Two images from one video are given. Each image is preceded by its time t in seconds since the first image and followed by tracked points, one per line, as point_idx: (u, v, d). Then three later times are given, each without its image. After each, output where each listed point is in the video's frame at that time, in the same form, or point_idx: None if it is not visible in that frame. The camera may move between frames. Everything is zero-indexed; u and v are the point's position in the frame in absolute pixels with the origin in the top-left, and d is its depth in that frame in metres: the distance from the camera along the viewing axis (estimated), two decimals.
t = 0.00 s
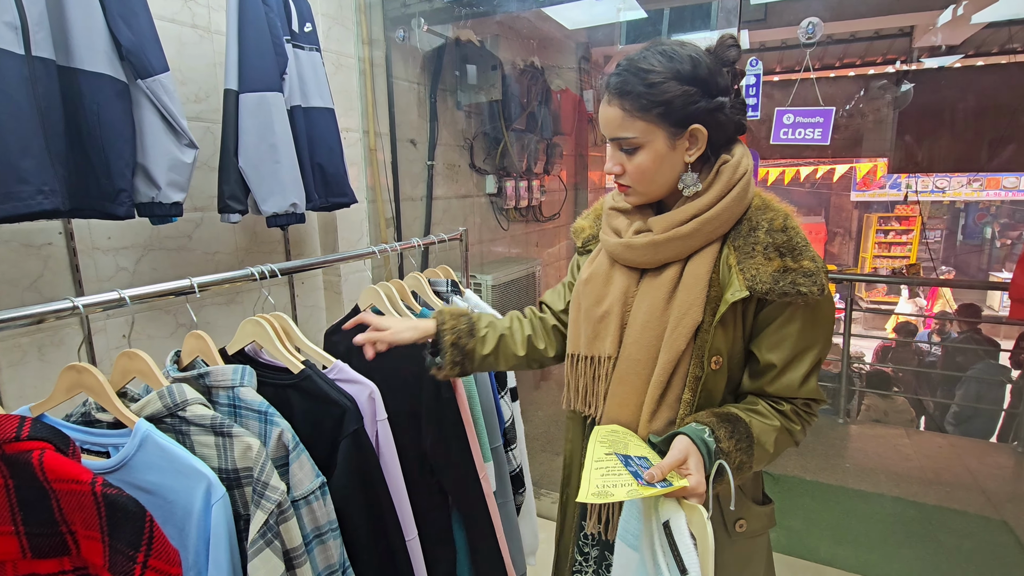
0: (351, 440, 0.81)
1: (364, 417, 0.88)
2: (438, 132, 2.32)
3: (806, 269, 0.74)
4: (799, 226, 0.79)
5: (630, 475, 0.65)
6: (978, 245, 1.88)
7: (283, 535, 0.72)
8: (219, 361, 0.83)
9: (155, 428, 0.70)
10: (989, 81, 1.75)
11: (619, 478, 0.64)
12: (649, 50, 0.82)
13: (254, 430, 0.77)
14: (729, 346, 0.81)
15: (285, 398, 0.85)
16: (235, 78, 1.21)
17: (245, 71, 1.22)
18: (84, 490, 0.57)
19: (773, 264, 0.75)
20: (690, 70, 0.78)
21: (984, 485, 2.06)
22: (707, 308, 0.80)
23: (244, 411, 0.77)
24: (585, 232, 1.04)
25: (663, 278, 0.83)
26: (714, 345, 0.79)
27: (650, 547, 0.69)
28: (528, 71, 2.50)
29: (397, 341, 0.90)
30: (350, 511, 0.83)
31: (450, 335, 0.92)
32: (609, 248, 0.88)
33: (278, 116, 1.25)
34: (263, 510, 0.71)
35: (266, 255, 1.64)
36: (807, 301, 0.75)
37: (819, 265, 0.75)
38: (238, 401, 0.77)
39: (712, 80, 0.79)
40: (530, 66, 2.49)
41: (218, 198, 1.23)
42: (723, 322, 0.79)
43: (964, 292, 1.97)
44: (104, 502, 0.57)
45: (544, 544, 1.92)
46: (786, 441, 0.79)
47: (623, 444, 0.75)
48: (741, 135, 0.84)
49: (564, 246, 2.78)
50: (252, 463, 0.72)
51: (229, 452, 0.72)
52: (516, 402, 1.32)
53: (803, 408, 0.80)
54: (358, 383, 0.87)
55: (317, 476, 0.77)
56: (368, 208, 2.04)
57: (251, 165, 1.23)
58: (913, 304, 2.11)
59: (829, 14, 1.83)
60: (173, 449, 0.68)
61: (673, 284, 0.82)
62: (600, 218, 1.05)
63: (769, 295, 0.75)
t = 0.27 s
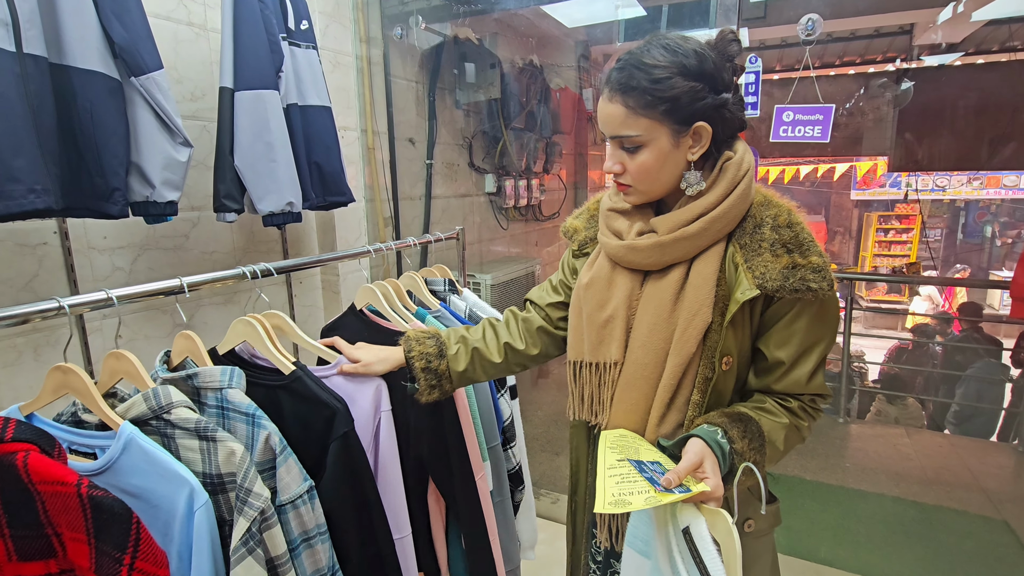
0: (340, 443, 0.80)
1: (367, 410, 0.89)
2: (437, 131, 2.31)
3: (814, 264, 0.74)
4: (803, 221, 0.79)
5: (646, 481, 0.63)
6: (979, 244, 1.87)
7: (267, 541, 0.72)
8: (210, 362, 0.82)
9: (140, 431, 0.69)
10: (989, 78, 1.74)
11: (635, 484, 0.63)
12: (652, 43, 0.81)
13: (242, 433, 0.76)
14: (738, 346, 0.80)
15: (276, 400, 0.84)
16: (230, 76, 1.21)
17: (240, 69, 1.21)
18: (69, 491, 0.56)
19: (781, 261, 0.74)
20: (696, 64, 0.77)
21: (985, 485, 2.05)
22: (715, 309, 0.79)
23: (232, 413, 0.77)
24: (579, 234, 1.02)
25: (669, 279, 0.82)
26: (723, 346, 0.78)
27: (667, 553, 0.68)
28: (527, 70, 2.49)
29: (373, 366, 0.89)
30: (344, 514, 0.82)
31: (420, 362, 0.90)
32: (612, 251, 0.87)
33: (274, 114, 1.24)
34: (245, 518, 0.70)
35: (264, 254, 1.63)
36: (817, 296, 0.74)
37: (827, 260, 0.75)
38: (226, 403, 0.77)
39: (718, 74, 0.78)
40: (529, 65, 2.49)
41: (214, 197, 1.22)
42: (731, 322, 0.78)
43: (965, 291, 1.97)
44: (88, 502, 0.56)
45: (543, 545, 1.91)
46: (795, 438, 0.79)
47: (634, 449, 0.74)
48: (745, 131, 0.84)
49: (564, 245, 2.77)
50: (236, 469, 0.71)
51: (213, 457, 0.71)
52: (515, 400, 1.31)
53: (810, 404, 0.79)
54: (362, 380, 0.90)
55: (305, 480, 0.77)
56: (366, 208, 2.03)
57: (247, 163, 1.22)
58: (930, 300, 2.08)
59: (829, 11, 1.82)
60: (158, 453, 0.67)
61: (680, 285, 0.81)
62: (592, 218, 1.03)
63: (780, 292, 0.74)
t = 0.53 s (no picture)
0: (344, 445, 0.79)
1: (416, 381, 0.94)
2: (435, 131, 2.30)
3: (813, 271, 0.73)
4: (806, 226, 0.78)
5: (636, 491, 0.64)
6: (975, 242, 1.87)
7: (262, 552, 0.70)
8: (209, 365, 0.82)
9: (137, 438, 0.69)
10: (986, 76, 1.74)
11: (625, 495, 0.63)
12: (647, 44, 0.80)
13: (245, 437, 0.76)
14: (735, 351, 0.80)
15: (278, 401, 0.84)
16: (227, 77, 1.20)
17: (236, 70, 1.20)
18: (64, 501, 0.56)
19: (780, 266, 0.74)
20: (691, 66, 0.76)
21: (984, 482, 2.06)
22: (712, 313, 0.79)
23: (232, 417, 0.76)
24: (586, 234, 1.02)
25: (664, 283, 0.82)
26: (718, 350, 0.77)
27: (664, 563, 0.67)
28: (525, 69, 2.48)
29: (417, 350, 0.94)
30: (346, 517, 0.82)
31: (458, 348, 0.96)
32: (611, 252, 0.87)
33: (272, 114, 1.23)
34: (241, 527, 0.69)
35: (262, 255, 1.62)
36: (816, 303, 0.73)
37: (828, 266, 0.74)
38: (227, 407, 0.76)
39: (714, 75, 0.77)
40: (527, 64, 2.48)
41: (211, 198, 1.21)
42: (728, 327, 0.77)
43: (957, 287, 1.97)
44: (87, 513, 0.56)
45: (543, 545, 1.90)
46: (795, 447, 0.78)
47: (628, 457, 0.74)
48: (746, 130, 0.83)
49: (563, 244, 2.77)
50: (232, 478, 0.70)
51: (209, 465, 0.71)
52: (516, 399, 1.31)
53: (813, 412, 0.78)
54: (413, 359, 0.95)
55: (306, 485, 0.76)
56: (365, 208, 2.03)
57: (245, 164, 1.21)
58: (941, 300, 2.03)
59: (828, 9, 1.82)
60: (153, 461, 0.66)
61: (676, 288, 0.81)
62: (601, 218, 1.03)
63: (776, 298, 0.73)
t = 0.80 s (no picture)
0: (346, 448, 0.79)
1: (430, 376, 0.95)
2: (433, 131, 2.30)
3: (817, 273, 0.73)
4: (807, 227, 0.78)
5: (648, 500, 0.64)
6: (969, 240, 1.89)
7: (260, 562, 0.70)
8: (207, 370, 0.81)
9: (134, 446, 0.68)
10: (981, 74, 1.74)
11: (637, 503, 0.63)
12: (647, 44, 0.80)
13: (246, 443, 0.75)
14: (739, 354, 0.80)
15: (278, 406, 0.83)
16: (224, 79, 1.19)
17: (233, 72, 1.19)
18: (62, 513, 0.55)
19: (783, 269, 0.74)
20: (690, 66, 0.76)
21: (981, 478, 2.07)
22: (715, 316, 0.79)
23: (233, 423, 0.76)
24: (584, 236, 1.02)
25: (666, 286, 0.81)
26: (722, 354, 0.77)
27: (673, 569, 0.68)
28: (522, 70, 2.48)
29: (435, 332, 0.97)
30: (348, 521, 0.81)
31: (479, 334, 0.98)
32: (611, 255, 0.86)
33: (270, 116, 1.23)
34: (239, 537, 0.69)
35: (259, 257, 1.62)
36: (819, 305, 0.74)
37: (830, 268, 0.74)
38: (227, 412, 0.76)
39: (714, 75, 0.77)
40: (524, 64, 2.48)
41: (209, 200, 1.21)
42: (731, 331, 0.77)
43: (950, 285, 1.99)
44: (82, 527, 0.55)
45: (543, 545, 1.90)
46: (800, 449, 0.78)
47: (636, 463, 0.74)
48: (746, 130, 0.83)
49: (560, 244, 2.78)
50: (230, 486, 0.70)
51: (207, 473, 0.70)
52: (517, 400, 1.30)
53: (816, 413, 0.78)
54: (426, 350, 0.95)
55: (309, 490, 0.76)
56: (362, 209, 2.02)
57: (243, 166, 1.21)
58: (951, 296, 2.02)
59: (825, 9, 1.83)
60: (150, 470, 0.66)
61: (678, 291, 0.80)
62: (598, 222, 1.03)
63: (780, 301, 0.73)
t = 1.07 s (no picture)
0: (347, 451, 0.79)
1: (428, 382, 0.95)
2: (429, 133, 2.30)
3: (825, 266, 0.74)
4: (809, 224, 0.80)
5: (671, 499, 0.64)
6: (962, 239, 1.91)
7: (263, 562, 0.70)
8: (207, 373, 0.81)
9: (135, 449, 0.68)
10: (975, 75, 1.76)
11: (660, 502, 0.64)
12: (650, 45, 0.80)
13: (248, 445, 0.75)
14: (749, 351, 0.80)
15: (277, 409, 0.84)
16: (222, 81, 1.19)
17: (231, 74, 1.19)
18: (57, 518, 0.55)
19: (792, 264, 0.75)
20: (698, 65, 0.77)
21: (976, 477, 2.09)
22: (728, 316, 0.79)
23: (235, 424, 0.76)
24: (577, 241, 0.97)
25: (679, 286, 0.81)
26: (737, 353, 0.78)
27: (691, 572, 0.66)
28: (518, 71, 2.48)
29: (351, 380, 0.86)
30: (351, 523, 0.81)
31: (405, 379, 0.86)
32: (616, 258, 0.85)
33: (266, 118, 1.22)
34: (242, 537, 0.69)
35: (256, 259, 1.61)
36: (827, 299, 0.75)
37: (836, 261, 0.75)
38: (229, 414, 0.76)
39: (719, 76, 0.79)
40: (521, 65, 2.48)
41: (206, 202, 1.20)
42: (744, 330, 0.78)
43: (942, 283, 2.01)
44: (77, 532, 0.55)
45: (542, 546, 1.89)
46: (805, 440, 0.80)
47: (649, 463, 0.74)
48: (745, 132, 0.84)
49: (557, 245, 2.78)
50: (232, 487, 0.70)
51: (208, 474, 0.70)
52: (518, 401, 1.30)
53: (817, 405, 0.80)
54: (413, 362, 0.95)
55: (312, 489, 0.76)
56: (360, 211, 2.01)
57: (240, 168, 1.20)
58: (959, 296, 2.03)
59: (820, 11, 1.84)
60: (151, 471, 0.66)
61: (690, 292, 0.80)
62: (589, 223, 0.99)
63: (794, 297, 0.74)
